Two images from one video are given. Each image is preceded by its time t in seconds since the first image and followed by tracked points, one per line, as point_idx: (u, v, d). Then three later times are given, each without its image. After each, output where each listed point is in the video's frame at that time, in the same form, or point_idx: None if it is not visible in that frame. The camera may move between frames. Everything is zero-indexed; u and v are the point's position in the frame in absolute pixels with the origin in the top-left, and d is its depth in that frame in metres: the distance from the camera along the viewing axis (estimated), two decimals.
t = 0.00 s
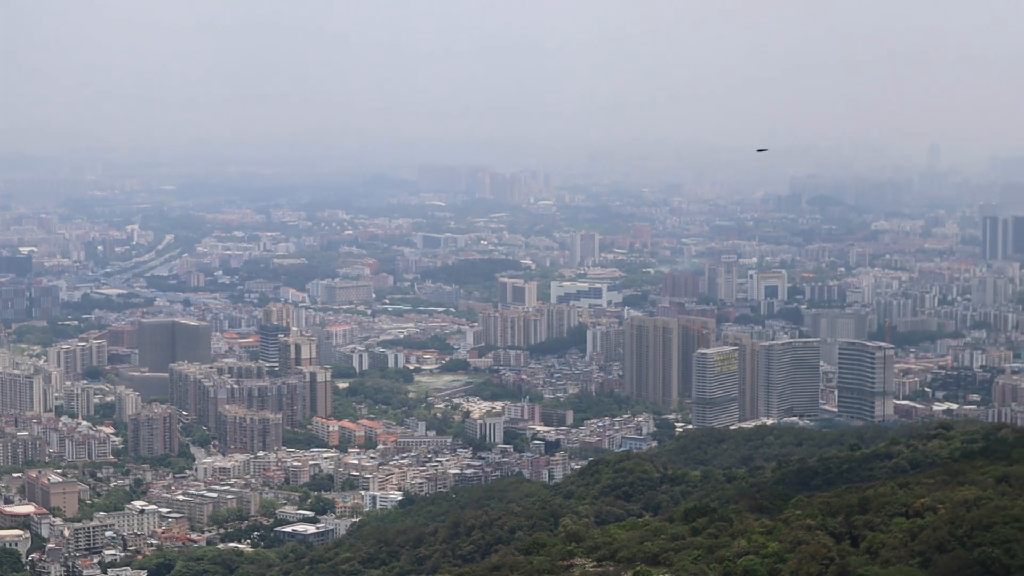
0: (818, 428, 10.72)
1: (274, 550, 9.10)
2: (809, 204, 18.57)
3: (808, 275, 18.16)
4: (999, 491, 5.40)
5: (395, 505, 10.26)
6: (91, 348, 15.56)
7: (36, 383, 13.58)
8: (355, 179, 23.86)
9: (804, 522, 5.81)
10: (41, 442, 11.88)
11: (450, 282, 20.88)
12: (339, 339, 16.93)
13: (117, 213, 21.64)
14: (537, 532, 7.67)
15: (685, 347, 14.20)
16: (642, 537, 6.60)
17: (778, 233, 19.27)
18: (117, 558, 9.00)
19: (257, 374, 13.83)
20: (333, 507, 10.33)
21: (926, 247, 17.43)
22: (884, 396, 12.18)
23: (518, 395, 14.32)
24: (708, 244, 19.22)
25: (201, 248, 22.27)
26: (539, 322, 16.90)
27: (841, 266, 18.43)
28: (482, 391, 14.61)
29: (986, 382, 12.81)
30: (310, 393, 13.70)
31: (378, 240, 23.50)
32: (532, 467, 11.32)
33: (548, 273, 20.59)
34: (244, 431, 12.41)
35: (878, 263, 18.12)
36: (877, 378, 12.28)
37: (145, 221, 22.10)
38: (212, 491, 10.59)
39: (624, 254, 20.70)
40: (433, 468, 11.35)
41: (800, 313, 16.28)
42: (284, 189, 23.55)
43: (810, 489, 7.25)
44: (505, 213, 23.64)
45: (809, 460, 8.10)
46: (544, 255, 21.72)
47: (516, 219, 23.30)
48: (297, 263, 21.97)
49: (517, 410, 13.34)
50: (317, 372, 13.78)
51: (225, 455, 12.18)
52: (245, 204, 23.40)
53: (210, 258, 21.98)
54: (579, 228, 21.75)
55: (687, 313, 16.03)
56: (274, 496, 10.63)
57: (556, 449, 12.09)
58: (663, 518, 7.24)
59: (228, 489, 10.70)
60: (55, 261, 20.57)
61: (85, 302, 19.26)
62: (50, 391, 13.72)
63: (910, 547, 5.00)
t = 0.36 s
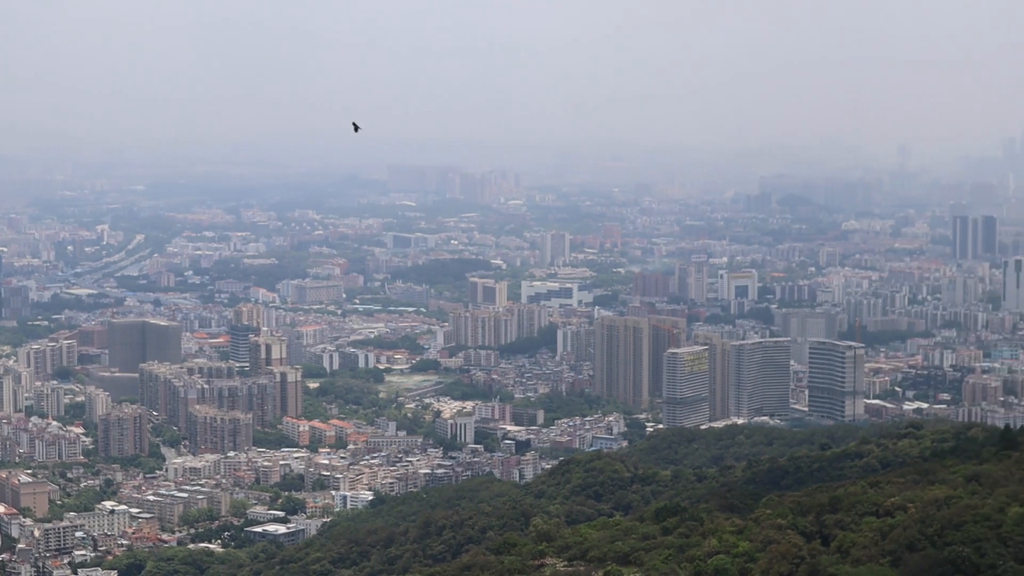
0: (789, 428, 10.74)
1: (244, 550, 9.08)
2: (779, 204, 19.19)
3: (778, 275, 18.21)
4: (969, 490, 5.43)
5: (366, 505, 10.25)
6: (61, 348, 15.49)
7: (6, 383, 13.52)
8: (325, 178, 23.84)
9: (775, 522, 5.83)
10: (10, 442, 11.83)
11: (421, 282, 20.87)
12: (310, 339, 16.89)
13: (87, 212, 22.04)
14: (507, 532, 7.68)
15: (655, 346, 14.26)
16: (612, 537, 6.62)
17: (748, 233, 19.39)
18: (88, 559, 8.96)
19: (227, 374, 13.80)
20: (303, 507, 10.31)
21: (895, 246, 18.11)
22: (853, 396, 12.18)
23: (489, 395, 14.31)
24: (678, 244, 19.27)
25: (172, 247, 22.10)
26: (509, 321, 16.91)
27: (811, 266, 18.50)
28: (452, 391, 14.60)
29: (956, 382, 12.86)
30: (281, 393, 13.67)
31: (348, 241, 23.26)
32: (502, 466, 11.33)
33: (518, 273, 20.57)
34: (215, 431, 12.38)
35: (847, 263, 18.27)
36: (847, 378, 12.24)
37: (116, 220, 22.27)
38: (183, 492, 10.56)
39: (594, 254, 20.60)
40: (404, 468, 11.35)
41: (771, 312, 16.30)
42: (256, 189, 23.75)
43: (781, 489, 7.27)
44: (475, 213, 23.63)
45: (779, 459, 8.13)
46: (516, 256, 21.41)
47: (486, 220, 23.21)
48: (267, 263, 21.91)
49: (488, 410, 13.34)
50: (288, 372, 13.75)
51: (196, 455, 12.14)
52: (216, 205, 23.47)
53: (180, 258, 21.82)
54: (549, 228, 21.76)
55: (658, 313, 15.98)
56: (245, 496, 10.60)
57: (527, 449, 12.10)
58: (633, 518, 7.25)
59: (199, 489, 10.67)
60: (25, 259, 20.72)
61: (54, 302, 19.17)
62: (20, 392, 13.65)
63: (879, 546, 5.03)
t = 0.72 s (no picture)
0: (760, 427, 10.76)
1: (214, 551, 9.06)
2: (749, 204, 19.11)
3: (748, 275, 18.27)
4: (939, 489, 5.47)
5: (336, 505, 10.24)
6: (31, 348, 15.43)
7: None
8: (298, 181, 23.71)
9: (745, 521, 5.86)
10: None
11: (391, 283, 20.86)
12: (280, 339, 16.86)
13: (56, 213, 21.60)
14: (477, 532, 7.69)
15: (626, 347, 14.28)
16: (583, 537, 6.63)
17: (718, 233, 19.45)
18: (57, 559, 8.93)
19: (197, 374, 13.76)
20: (274, 507, 10.30)
21: (866, 246, 18.50)
22: (824, 395, 12.21)
23: (459, 395, 14.33)
24: (648, 244, 19.33)
25: (142, 248, 22.05)
26: (479, 321, 16.93)
27: (781, 266, 18.59)
28: (423, 391, 14.60)
29: (925, 382, 12.93)
30: (251, 393, 13.64)
31: (319, 241, 23.35)
32: (473, 466, 11.34)
33: (488, 273, 20.56)
34: (185, 431, 12.35)
35: (818, 263, 18.43)
36: (817, 377, 12.25)
37: (86, 221, 21.99)
38: (154, 492, 10.54)
39: (564, 254, 20.67)
40: (374, 468, 11.35)
41: (741, 312, 16.33)
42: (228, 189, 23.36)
43: (752, 489, 7.31)
44: (446, 213, 23.75)
45: (749, 459, 8.17)
46: (486, 256, 21.54)
47: (457, 220, 23.33)
48: (238, 263, 21.85)
49: (458, 410, 13.37)
50: (258, 371, 13.72)
51: (165, 455, 12.12)
52: (187, 204, 23.20)
53: (150, 258, 21.76)
54: (520, 227, 21.78)
55: (628, 313, 15.97)
56: (215, 496, 10.59)
57: (497, 448, 12.11)
58: (603, 518, 7.27)
59: (169, 489, 10.65)
60: None
61: (23, 303, 19.07)
62: None
63: (850, 545, 5.07)
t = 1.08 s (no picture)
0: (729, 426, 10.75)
1: (182, 551, 9.00)
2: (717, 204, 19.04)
3: (716, 274, 18.30)
4: (907, 489, 5.47)
5: (305, 505, 10.20)
6: None
7: None
8: (264, 179, 23.37)
9: (713, 521, 5.85)
10: None
11: (359, 283, 20.81)
12: (248, 340, 16.79)
13: (23, 213, 21.65)
14: (446, 532, 7.67)
15: (594, 348, 14.28)
16: (551, 537, 6.62)
17: (686, 233, 19.44)
18: (25, 560, 8.87)
19: (166, 374, 13.69)
20: (242, 507, 10.25)
21: (834, 246, 18.59)
22: (792, 394, 12.24)
23: (427, 395, 14.30)
24: (617, 245, 19.37)
25: (109, 248, 21.95)
26: (447, 322, 16.90)
27: (749, 266, 18.63)
28: (391, 391, 14.57)
29: (893, 381, 12.98)
30: (219, 393, 13.58)
31: (287, 241, 23.26)
32: (441, 466, 11.32)
33: (457, 273, 20.55)
34: (153, 431, 12.29)
35: (785, 263, 18.48)
36: (786, 376, 12.27)
37: (53, 222, 21.72)
38: (122, 492, 10.47)
39: (533, 254, 20.82)
40: (343, 468, 11.32)
41: (709, 312, 16.35)
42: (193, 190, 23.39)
43: (720, 489, 7.30)
44: (414, 214, 23.72)
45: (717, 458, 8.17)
46: (453, 255, 21.56)
47: (425, 219, 23.40)
48: (206, 263, 21.74)
49: (427, 410, 13.34)
50: (226, 372, 13.66)
51: (134, 455, 12.05)
52: (154, 203, 23.11)
53: (118, 258, 21.66)
54: (487, 227, 21.74)
55: (596, 313, 15.97)
56: (183, 496, 10.53)
57: (466, 448, 12.09)
58: (571, 518, 7.25)
59: (137, 489, 10.58)
60: None
61: None
62: None
63: (818, 544, 5.06)
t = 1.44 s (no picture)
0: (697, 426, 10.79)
1: (150, 552, 8.99)
2: (684, 204, 19.18)
3: (683, 274, 18.36)
4: (875, 489, 5.51)
5: (273, 506, 10.19)
6: None
7: None
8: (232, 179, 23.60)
9: (681, 520, 5.88)
10: None
11: (327, 283, 20.79)
12: (215, 340, 16.74)
13: None
14: (414, 532, 7.69)
15: (562, 348, 14.30)
16: (519, 537, 6.64)
17: (653, 233, 19.49)
18: None
19: (133, 375, 13.65)
20: (210, 508, 10.23)
21: (801, 246, 18.69)
22: (759, 394, 12.27)
23: (395, 395, 14.31)
24: (584, 243, 19.40)
25: (76, 249, 21.87)
26: (415, 322, 16.90)
27: (717, 266, 18.70)
28: (359, 391, 14.56)
29: (860, 381, 13.05)
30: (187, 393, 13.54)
31: (254, 241, 23.17)
32: (410, 467, 11.34)
33: (424, 273, 20.54)
34: (121, 432, 12.24)
35: (752, 263, 18.54)
36: (753, 375, 12.31)
37: (20, 223, 21.88)
38: (90, 493, 10.44)
39: (499, 253, 20.66)
40: (311, 468, 11.30)
41: (676, 312, 16.40)
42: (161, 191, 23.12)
43: (688, 488, 7.34)
44: (381, 213, 23.61)
45: (685, 458, 8.20)
46: (421, 255, 21.61)
47: (391, 219, 23.25)
48: (173, 264, 21.66)
49: (394, 410, 13.36)
50: (194, 372, 13.62)
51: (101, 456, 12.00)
52: (121, 204, 22.86)
53: (84, 259, 21.59)
54: (455, 227, 21.70)
55: (564, 313, 16.01)
56: (151, 497, 10.51)
57: (434, 449, 12.10)
58: (540, 518, 7.27)
59: (105, 490, 10.55)
60: None
61: None
62: None
63: (786, 544, 5.10)
